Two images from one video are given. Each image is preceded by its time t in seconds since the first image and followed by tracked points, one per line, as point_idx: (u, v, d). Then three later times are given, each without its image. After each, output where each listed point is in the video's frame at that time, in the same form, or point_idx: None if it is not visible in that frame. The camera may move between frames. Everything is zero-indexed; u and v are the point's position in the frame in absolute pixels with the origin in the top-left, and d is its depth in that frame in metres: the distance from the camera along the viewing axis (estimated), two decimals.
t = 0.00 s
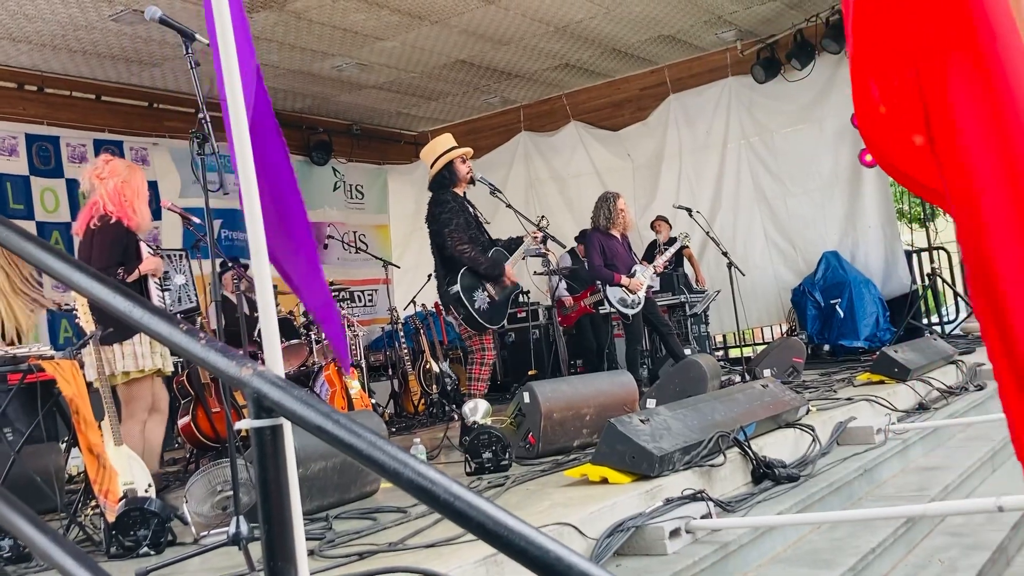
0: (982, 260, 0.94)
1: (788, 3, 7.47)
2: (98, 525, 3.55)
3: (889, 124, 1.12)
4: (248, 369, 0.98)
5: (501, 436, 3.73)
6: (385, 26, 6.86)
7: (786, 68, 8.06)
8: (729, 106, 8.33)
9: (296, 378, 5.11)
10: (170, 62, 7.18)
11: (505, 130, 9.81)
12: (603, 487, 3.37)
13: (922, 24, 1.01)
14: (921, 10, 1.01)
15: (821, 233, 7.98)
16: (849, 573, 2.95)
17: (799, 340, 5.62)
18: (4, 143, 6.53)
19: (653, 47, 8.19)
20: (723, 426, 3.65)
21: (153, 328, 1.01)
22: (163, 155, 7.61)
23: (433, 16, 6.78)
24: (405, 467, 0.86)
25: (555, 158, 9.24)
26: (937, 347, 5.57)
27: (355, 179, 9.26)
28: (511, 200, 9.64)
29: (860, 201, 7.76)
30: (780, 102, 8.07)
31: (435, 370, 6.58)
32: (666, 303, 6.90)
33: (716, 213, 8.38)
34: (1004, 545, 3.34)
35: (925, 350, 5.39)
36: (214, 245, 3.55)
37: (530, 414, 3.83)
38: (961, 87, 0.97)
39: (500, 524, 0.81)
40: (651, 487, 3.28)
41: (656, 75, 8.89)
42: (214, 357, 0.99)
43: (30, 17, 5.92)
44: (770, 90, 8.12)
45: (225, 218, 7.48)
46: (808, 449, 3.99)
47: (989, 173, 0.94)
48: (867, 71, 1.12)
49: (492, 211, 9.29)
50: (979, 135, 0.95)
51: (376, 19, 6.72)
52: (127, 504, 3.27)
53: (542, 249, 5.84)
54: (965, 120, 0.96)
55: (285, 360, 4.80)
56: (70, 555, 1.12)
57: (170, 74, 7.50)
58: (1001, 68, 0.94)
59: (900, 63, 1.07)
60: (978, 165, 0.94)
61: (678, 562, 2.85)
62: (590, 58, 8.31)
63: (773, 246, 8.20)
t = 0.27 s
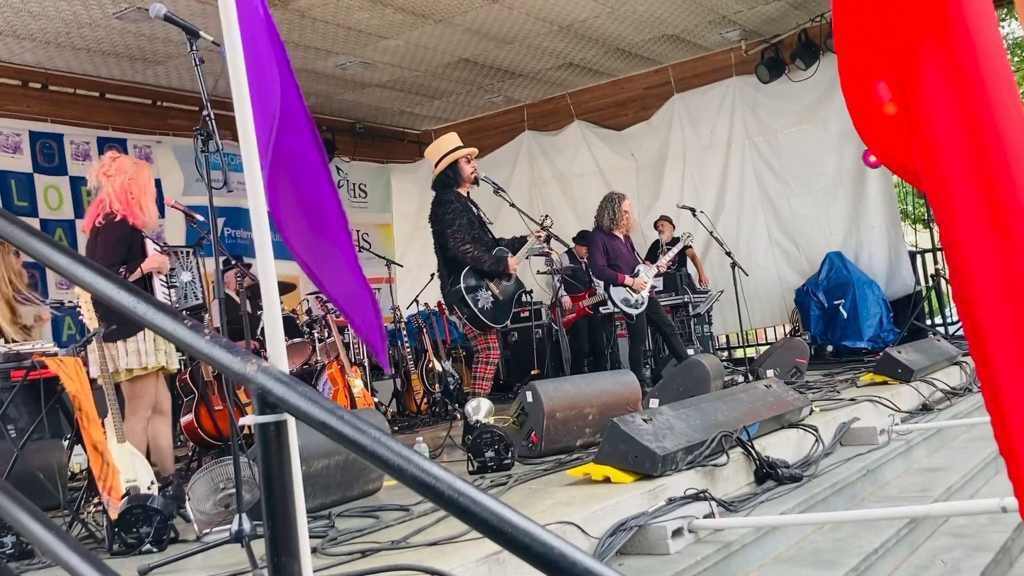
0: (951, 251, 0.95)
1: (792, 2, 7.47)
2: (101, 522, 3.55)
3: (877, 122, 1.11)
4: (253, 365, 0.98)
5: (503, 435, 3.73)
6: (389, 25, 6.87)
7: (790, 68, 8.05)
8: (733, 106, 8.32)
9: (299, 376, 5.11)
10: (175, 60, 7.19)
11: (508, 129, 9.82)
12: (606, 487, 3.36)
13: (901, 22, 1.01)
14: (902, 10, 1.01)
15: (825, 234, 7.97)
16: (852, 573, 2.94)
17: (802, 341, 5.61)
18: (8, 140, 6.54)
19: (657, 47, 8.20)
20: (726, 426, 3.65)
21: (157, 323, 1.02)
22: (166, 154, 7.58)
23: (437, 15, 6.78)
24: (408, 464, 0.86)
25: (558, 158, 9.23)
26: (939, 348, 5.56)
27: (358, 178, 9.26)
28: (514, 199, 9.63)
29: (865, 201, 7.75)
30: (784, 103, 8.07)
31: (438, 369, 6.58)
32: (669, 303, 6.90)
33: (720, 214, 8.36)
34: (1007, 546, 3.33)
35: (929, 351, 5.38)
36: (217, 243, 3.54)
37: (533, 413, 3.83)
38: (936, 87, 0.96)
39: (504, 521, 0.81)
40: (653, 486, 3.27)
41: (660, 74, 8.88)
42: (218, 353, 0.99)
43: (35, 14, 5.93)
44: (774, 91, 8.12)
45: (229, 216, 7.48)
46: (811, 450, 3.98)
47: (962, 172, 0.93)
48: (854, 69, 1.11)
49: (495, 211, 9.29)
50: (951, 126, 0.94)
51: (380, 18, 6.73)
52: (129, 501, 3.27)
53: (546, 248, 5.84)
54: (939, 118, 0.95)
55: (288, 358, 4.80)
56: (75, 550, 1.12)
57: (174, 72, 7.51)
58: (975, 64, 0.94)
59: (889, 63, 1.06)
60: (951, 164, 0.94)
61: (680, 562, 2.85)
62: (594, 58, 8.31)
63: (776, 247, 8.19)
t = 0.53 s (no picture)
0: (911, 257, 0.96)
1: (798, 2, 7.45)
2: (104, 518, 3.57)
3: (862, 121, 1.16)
4: (255, 364, 0.98)
5: (506, 434, 3.73)
6: (393, 23, 6.86)
7: (795, 68, 8.04)
8: (738, 106, 8.31)
9: (302, 373, 5.11)
10: (179, 57, 7.19)
11: (512, 128, 9.81)
12: (607, 486, 3.36)
13: (875, 27, 1.03)
14: (876, 14, 1.02)
15: (829, 234, 7.96)
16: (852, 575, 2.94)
17: (804, 341, 5.61)
18: (13, 136, 6.55)
19: (661, 46, 8.19)
20: (728, 426, 3.64)
21: (160, 322, 1.03)
22: (170, 150, 7.59)
23: (442, 12, 6.78)
24: (409, 463, 0.86)
25: (562, 156, 9.22)
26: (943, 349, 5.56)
27: (363, 175, 9.26)
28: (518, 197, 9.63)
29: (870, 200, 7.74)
30: (789, 102, 8.06)
31: (441, 368, 6.58)
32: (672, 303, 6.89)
33: (723, 213, 8.35)
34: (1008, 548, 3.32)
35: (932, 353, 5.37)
36: (220, 242, 3.54)
37: (536, 412, 3.84)
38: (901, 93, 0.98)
39: (504, 520, 0.81)
40: (655, 486, 3.28)
41: (665, 73, 8.86)
42: (221, 352, 1.00)
43: (40, 10, 5.94)
44: (779, 90, 8.11)
45: (232, 213, 7.49)
46: (812, 450, 3.97)
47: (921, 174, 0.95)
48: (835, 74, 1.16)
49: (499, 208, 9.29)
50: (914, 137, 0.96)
51: (385, 15, 6.72)
52: (132, 498, 3.28)
53: (549, 247, 5.84)
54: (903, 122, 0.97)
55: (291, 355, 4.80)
56: (77, 548, 1.13)
57: (179, 69, 7.52)
58: (939, 76, 0.95)
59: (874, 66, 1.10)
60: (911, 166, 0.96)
61: (681, 562, 2.85)
62: (599, 56, 8.30)
63: (780, 246, 8.18)
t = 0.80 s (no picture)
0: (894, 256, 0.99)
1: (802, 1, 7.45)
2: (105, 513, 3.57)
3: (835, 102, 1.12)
4: (255, 359, 0.98)
5: (507, 432, 3.73)
6: (397, 20, 6.87)
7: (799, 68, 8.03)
8: (741, 105, 8.31)
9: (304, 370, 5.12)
10: (183, 54, 7.21)
11: (515, 126, 9.82)
12: (608, 484, 3.36)
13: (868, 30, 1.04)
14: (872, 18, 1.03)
15: (832, 234, 7.96)
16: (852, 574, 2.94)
17: (806, 341, 5.60)
18: (17, 132, 6.57)
19: (665, 45, 8.19)
20: (729, 425, 3.64)
21: (162, 317, 1.03)
22: (174, 147, 7.60)
23: (445, 10, 6.79)
24: (408, 458, 0.86)
25: (566, 155, 9.21)
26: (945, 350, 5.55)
27: (366, 173, 9.26)
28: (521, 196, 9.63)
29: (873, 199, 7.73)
30: (792, 102, 8.06)
31: (442, 366, 6.59)
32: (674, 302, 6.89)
33: (726, 213, 8.34)
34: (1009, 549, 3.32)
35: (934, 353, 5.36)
36: (222, 237, 3.55)
37: (537, 410, 3.85)
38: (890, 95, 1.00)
39: (503, 516, 0.82)
40: (655, 484, 3.28)
41: (668, 72, 8.88)
42: (221, 347, 1.00)
43: (45, 7, 5.96)
44: (783, 90, 8.10)
45: (235, 210, 7.50)
46: (814, 450, 3.97)
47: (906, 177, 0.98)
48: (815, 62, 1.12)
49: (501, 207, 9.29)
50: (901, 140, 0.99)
51: (389, 13, 6.73)
52: (133, 493, 3.29)
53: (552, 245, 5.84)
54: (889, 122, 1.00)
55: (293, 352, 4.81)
56: (76, 543, 1.13)
57: (183, 66, 7.53)
58: (926, 82, 0.97)
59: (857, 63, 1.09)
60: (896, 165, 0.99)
61: (681, 560, 2.85)
62: (603, 55, 8.30)
63: (783, 246, 8.18)
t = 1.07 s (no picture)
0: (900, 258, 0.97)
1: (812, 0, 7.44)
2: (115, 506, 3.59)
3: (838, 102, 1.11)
4: (266, 352, 0.99)
5: (514, 429, 3.73)
6: (407, 17, 6.88)
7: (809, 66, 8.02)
8: (751, 104, 8.30)
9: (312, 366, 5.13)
10: (194, 50, 7.23)
11: (524, 124, 9.82)
12: (615, 482, 3.36)
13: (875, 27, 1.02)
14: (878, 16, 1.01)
15: (841, 234, 7.95)
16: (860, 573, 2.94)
17: (814, 340, 5.60)
18: (28, 127, 6.60)
19: (675, 43, 8.19)
20: (737, 423, 3.64)
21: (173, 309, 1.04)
22: (184, 142, 7.63)
23: (455, 8, 6.80)
24: (418, 452, 0.87)
25: (574, 154, 9.19)
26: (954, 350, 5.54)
27: (375, 170, 9.27)
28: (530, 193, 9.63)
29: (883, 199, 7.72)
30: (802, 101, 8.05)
31: (450, 362, 6.60)
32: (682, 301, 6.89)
33: (734, 212, 8.33)
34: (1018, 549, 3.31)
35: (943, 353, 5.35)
36: (232, 233, 3.56)
37: (544, 407, 3.84)
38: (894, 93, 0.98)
39: (512, 510, 0.82)
40: (663, 482, 3.28)
41: (678, 71, 8.89)
42: (233, 339, 1.01)
43: (57, 3, 5.99)
44: (793, 89, 8.09)
45: (245, 206, 7.52)
46: (822, 449, 3.96)
47: (910, 175, 0.95)
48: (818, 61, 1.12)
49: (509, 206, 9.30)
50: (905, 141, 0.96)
51: (399, 10, 6.74)
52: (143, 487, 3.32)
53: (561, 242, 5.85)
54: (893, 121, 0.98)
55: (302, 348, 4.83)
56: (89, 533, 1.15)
57: (193, 62, 7.55)
58: (932, 81, 0.95)
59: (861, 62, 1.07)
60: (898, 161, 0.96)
61: (688, 558, 2.85)
62: (613, 53, 8.30)
63: (793, 245, 8.17)
